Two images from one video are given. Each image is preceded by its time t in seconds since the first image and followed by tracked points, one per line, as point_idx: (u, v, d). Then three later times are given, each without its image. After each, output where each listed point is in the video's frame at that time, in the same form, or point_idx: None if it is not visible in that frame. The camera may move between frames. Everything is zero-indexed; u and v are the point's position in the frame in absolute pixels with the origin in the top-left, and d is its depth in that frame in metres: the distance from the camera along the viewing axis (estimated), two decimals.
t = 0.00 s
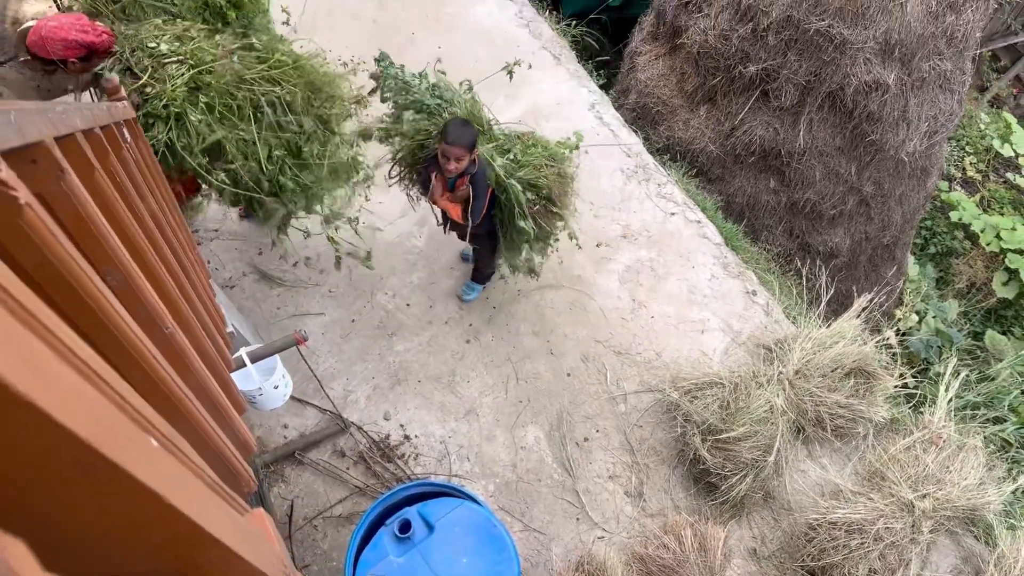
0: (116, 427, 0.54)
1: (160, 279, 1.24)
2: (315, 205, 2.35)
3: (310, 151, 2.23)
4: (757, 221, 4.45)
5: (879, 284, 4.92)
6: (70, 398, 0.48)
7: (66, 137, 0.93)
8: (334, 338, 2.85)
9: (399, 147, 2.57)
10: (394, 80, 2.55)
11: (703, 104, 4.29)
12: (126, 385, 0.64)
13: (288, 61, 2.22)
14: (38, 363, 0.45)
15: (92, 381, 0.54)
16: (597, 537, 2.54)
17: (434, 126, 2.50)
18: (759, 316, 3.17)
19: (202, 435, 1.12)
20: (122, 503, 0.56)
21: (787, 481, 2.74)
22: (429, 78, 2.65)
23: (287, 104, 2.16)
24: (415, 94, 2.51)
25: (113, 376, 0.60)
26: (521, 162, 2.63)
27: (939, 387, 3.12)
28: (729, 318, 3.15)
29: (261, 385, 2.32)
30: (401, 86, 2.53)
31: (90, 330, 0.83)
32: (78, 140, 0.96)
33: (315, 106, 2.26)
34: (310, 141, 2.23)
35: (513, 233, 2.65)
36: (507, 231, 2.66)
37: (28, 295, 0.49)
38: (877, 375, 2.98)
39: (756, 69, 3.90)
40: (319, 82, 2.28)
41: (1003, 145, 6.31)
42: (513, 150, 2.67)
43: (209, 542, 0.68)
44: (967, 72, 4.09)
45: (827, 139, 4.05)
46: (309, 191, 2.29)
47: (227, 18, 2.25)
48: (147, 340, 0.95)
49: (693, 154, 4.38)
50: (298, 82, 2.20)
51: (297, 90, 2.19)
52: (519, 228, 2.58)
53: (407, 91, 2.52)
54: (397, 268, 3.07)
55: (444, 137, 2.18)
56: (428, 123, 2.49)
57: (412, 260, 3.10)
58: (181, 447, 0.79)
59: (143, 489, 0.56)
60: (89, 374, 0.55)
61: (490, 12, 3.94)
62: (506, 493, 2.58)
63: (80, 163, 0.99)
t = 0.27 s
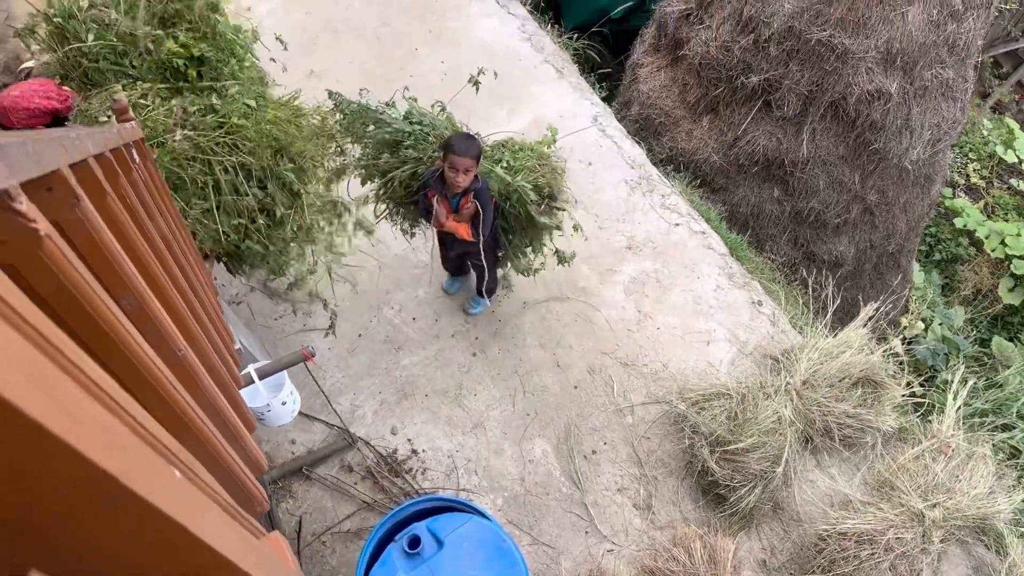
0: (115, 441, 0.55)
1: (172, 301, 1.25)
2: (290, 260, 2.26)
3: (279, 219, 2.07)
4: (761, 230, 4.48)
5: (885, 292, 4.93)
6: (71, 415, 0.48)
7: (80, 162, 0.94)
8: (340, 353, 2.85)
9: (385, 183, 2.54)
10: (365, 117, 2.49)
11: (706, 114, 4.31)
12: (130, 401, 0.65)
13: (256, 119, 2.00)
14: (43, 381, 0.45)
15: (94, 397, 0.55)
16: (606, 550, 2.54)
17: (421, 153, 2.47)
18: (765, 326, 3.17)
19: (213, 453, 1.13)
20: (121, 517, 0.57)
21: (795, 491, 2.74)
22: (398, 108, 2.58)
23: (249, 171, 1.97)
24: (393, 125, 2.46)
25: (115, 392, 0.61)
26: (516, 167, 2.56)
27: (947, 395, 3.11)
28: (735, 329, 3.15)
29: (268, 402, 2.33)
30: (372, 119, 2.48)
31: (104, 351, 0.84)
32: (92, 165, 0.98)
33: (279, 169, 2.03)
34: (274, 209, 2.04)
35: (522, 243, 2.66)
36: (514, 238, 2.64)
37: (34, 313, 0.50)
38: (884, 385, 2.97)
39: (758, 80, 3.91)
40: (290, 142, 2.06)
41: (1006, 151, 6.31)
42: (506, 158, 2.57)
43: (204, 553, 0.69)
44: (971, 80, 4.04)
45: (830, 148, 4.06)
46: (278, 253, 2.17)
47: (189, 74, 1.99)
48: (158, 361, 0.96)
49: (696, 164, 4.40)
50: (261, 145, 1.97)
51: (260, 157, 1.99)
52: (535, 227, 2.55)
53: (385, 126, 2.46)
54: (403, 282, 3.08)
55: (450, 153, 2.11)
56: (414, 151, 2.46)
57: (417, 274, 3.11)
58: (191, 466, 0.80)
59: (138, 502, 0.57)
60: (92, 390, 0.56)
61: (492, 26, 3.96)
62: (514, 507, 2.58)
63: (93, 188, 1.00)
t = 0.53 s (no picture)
0: (122, 452, 0.55)
1: (179, 317, 1.26)
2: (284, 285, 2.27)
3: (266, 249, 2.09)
4: (765, 239, 4.48)
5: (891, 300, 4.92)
6: (76, 424, 0.48)
7: (87, 180, 0.95)
8: (346, 366, 2.86)
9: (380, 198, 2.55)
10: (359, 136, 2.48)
11: (708, 124, 4.32)
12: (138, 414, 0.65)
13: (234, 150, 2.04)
14: (49, 390, 0.45)
15: (102, 411, 0.55)
16: (615, 561, 2.53)
17: (413, 166, 2.51)
18: (771, 335, 3.17)
19: (221, 468, 1.12)
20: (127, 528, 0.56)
21: (804, 501, 2.72)
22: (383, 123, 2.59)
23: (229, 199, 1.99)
24: (383, 142, 2.50)
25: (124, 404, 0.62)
26: (511, 169, 2.54)
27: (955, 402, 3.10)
28: (741, 338, 3.14)
29: (275, 417, 2.33)
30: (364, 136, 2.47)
31: (113, 367, 0.84)
32: (99, 182, 0.99)
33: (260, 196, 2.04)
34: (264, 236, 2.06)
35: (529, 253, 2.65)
36: (517, 246, 2.63)
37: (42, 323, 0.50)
38: (891, 393, 2.96)
39: (760, 89, 3.92)
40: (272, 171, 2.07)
41: (1009, 157, 6.31)
42: (498, 164, 2.54)
43: (209, 564, 0.69)
44: (972, 87, 4.03)
45: (834, 156, 4.06)
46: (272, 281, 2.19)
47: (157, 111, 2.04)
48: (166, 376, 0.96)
49: (699, 174, 4.40)
50: (237, 180, 1.99)
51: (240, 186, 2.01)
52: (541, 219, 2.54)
53: (375, 142, 2.49)
54: (408, 294, 3.09)
55: (453, 160, 2.11)
56: (405, 166, 2.50)
57: (422, 286, 3.12)
58: (199, 480, 0.80)
59: (146, 512, 0.56)
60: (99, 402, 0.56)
61: (495, 40, 3.98)
62: (522, 519, 2.57)
63: (101, 206, 1.01)
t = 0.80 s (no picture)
0: (130, 472, 0.55)
1: (185, 334, 1.26)
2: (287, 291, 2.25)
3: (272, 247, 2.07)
4: (769, 249, 4.49)
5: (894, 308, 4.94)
6: (83, 442, 0.49)
7: (94, 199, 0.96)
8: (351, 381, 2.86)
9: (384, 208, 2.53)
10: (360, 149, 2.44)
11: (710, 134, 4.33)
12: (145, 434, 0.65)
13: (242, 148, 2.02)
14: (61, 414, 0.46)
15: (111, 432, 0.56)
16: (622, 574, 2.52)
17: (416, 175, 2.49)
18: (776, 345, 3.16)
19: (228, 486, 1.13)
20: (133, 549, 0.57)
21: (811, 512, 2.71)
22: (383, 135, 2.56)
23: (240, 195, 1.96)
24: (386, 154, 2.45)
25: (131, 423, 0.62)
26: (511, 177, 2.54)
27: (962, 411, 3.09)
28: (746, 348, 3.14)
29: (281, 432, 2.33)
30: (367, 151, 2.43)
31: (121, 386, 0.85)
32: (106, 201, 1.00)
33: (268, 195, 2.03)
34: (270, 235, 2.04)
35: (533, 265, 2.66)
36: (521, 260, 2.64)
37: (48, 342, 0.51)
38: (897, 403, 2.95)
39: (762, 100, 3.93)
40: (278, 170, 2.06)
41: (1012, 165, 6.31)
42: (500, 171, 2.54)
43: None
44: (974, 95, 4.03)
45: (836, 166, 4.06)
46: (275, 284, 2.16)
47: (164, 109, 2.00)
48: (173, 393, 0.97)
49: (702, 185, 4.41)
50: (247, 176, 1.97)
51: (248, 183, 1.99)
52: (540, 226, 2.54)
53: (376, 155, 2.44)
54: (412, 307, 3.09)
55: (455, 168, 2.13)
56: (408, 176, 2.47)
57: (426, 299, 3.12)
58: (206, 499, 0.80)
59: (154, 531, 0.57)
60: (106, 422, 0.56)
61: (496, 54, 3.99)
62: (529, 532, 2.57)
63: (107, 225, 1.02)
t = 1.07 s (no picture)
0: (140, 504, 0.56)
1: (192, 358, 1.27)
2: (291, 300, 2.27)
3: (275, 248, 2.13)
4: (773, 260, 4.48)
5: (901, 319, 4.93)
6: (92, 474, 0.49)
7: (102, 226, 0.96)
8: (356, 397, 2.86)
9: (389, 216, 2.53)
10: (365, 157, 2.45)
11: (713, 147, 4.34)
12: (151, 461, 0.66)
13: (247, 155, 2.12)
14: (71, 450, 0.47)
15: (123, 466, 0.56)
16: None
17: (420, 186, 2.49)
18: (782, 358, 3.15)
19: (235, 508, 1.13)
20: None
21: (820, 525, 2.70)
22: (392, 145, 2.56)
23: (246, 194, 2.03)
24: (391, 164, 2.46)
25: (136, 450, 0.62)
26: (515, 192, 2.54)
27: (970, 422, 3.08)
28: (751, 361, 3.13)
29: (287, 450, 2.33)
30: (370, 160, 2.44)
31: (130, 413, 0.85)
32: (114, 226, 1.00)
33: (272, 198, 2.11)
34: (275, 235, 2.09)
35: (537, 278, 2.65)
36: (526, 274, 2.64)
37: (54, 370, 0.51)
38: (905, 414, 2.94)
39: (764, 112, 3.94)
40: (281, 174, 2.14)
41: (1016, 174, 6.30)
42: (503, 186, 2.55)
43: None
44: (976, 106, 4.04)
45: (839, 178, 4.06)
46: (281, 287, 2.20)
47: (173, 123, 2.14)
48: (182, 418, 0.97)
49: (705, 197, 4.42)
50: (253, 179, 2.06)
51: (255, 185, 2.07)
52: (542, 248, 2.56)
53: (380, 163, 2.44)
54: (417, 322, 3.09)
55: (455, 182, 2.12)
56: (413, 186, 2.47)
57: (431, 314, 3.12)
58: (212, 524, 0.80)
59: (163, 561, 0.57)
60: (111, 449, 0.57)
61: (499, 69, 4.00)
62: (536, 549, 2.56)
63: (115, 251, 1.02)
